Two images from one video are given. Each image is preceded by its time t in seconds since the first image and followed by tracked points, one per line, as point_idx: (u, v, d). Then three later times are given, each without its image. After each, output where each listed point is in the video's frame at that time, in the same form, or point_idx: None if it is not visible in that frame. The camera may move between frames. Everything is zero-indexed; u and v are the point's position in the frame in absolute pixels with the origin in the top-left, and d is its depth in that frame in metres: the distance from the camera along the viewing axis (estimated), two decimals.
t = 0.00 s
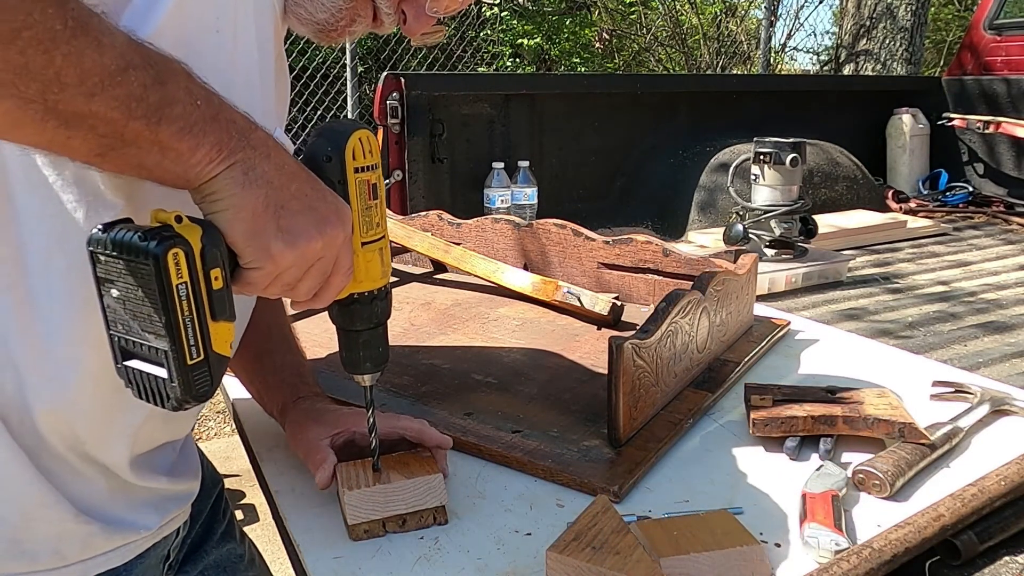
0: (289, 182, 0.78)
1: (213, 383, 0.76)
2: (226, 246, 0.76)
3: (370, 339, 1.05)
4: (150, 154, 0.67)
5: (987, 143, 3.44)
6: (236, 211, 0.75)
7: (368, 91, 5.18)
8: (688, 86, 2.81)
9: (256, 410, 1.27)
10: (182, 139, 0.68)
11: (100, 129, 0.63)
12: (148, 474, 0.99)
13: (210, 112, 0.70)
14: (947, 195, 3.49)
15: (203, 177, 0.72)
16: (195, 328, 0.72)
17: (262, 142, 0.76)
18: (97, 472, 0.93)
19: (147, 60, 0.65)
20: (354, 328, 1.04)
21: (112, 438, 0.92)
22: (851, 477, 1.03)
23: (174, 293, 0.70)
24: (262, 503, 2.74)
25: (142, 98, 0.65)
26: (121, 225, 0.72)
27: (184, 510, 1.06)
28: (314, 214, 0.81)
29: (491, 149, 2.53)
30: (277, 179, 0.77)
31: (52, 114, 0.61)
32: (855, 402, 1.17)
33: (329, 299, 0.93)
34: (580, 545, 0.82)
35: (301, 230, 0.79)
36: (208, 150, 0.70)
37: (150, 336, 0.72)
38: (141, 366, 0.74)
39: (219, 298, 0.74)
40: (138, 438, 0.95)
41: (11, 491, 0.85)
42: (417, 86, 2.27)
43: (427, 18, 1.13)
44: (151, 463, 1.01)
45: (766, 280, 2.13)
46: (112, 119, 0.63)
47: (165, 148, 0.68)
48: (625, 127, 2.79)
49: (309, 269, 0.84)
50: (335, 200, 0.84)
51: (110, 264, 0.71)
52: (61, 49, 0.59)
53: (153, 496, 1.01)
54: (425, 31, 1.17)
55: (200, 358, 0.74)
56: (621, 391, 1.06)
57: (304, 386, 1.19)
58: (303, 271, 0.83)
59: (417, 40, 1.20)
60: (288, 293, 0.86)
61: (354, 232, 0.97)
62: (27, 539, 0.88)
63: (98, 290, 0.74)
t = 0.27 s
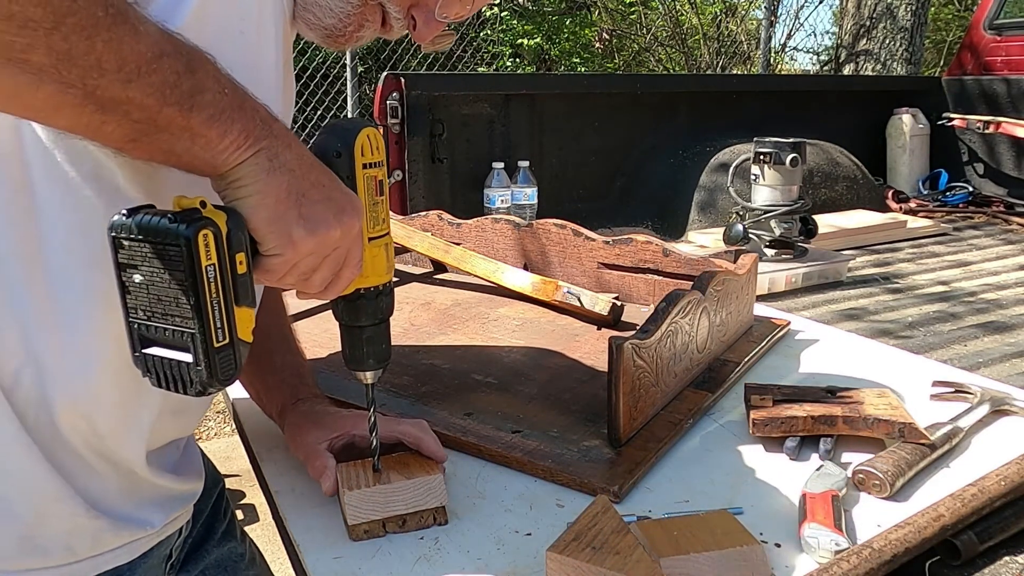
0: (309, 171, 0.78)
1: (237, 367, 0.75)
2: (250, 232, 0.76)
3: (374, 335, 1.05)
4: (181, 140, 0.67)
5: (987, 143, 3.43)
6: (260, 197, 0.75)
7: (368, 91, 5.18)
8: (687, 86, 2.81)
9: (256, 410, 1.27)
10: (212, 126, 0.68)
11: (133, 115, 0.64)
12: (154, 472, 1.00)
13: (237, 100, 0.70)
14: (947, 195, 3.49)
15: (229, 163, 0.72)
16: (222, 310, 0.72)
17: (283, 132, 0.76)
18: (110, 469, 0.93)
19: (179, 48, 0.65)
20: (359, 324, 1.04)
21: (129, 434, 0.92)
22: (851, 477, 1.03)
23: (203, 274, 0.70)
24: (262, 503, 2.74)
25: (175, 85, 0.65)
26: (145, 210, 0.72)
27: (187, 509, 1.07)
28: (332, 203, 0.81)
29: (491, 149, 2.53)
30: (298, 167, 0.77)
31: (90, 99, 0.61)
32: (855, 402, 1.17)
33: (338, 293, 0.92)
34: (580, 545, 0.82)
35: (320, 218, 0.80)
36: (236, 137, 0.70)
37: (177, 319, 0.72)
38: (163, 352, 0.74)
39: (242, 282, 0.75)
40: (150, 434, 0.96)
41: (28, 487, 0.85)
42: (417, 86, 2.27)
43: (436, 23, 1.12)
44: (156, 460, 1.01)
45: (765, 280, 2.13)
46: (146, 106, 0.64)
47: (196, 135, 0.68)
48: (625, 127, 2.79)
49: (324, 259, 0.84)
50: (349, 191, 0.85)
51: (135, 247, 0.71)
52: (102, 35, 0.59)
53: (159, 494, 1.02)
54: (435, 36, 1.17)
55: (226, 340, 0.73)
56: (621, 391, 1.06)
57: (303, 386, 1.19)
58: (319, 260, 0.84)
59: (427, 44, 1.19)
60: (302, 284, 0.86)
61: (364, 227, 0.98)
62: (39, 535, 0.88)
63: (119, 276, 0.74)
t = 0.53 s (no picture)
0: (317, 170, 0.78)
1: (244, 366, 0.75)
2: (257, 231, 0.76)
3: (378, 335, 1.05)
4: (190, 139, 0.68)
5: (987, 143, 3.43)
6: (269, 196, 0.75)
7: (368, 91, 5.18)
8: (687, 86, 2.82)
9: (256, 411, 1.27)
10: (220, 125, 0.68)
11: (142, 114, 0.64)
12: (163, 471, 1.00)
13: (245, 99, 0.70)
14: (946, 195, 3.49)
15: (238, 162, 0.72)
16: (229, 308, 0.72)
17: (291, 132, 0.76)
18: (118, 468, 0.93)
19: (188, 47, 0.66)
20: (362, 323, 1.03)
21: (139, 433, 0.92)
22: (852, 477, 1.03)
23: (211, 273, 0.70)
24: (262, 502, 2.74)
25: (184, 84, 0.65)
26: (153, 207, 0.72)
27: (194, 508, 1.07)
28: (339, 203, 0.81)
29: (490, 149, 2.53)
30: (307, 167, 0.77)
31: (99, 98, 0.61)
32: (855, 402, 1.17)
33: (342, 293, 0.92)
34: (580, 546, 0.82)
35: (327, 218, 0.80)
36: (245, 136, 0.71)
37: (183, 317, 0.72)
38: (169, 350, 0.74)
39: (250, 281, 0.75)
40: (160, 433, 0.96)
41: (37, 487, 0.85)
42: (416, 86, 2.27)
43: (446, 27, 1.11)
44: (164, 459, 1.01)
45: (765, 280, 2.13)
46: (156, 105, 0.64)
47: (205, 133, 0.68)
48: (626, 127, 2.80)
49: (330, 260, 0.84)
50: (355, 192, 0.84)
51: (143, 244, 0.71)
52: (111, 34, 0.59)
53: (167, 493, 1.02)
54: (443, 40, 1.16)
55: (233, 340, 0.73)
56: (622, 391, 1.06)
57: (304, 387, 1.19)
58: (325, 261, 0.83)
59: (436, 46, 1.19)
60: (306, 284, 0.86)
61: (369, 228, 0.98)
62: (47, 534, 0.88)
63: (126, 273, 0.74)
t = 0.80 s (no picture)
0: (321, 170, 0.78)
1: (247, 366, 0.75)
2: (262, 232, 0.76)
3: (379, 335, 1.05)
4: (194, 139, 0.67)
5: (987, 143, 3.43)
6: (273, 196, 0.75)
7: (368, 91, 5.18)
8: (687, 87, 2.82)
9: (256, 411, 1.27)
10: (226, 124, 0.68)
11: (147, 114, 0.64)
12: (164, 471, 0.99)
13: (251, 98, 0.70)
14: (947, 195, 3.49)
15: (244, 162, 0.72)
16: (233, 308, 0.72)
17: (297, 132, 0.76)
18: (119, 469, 0.93)
19: (193, 47, 0.65)
20: (364, 324, 1.03)
21: (140, 433, 0.92)
22: (851, 477, 1.03)
23: (216, 274, 0.70)
24: (262, 503, 2.74)
25: (189, 84, 0.65)
26: (157, 206, 0.72)
27: (195, 508, 1.07)
28: (343, 203, 0.81)
29: (490, 149, 2.53)
30: (313, 167, 0.77)
31: (104, 98, 0.61)
32: (855, 402, 1.17)
33: (343, 294, 0.92)
34: (580, 546, 0.82)
35: (331, 218, 0.80)
36: (250, 136, 0.71)
37: (187, 317, 0.72)
38: (173, 350, 0.74)
39: (254, 281, 0.75)
40: (162, 432, 0.96)
41: (37, 487, 0.85)
42: (416, 86, 2.27)
43: (448, 27, 1.11)
44: (166, 459, 1.01)
45: (766, 280, 2.13)
46: (161, 105, 0.64)
47: (211, 134, 0.68)
48: (626, 127, 2.80)
49: (333, 260, 0.84)
50: (359, 192, 0.84)
51: (147, 244, 0.71)
52: (116, 35, 0.59)
53: (168, 493, 1.02)
54: (445, 41, 1.16)
55: (237, 340, 0.73)
56: (622, 391, 1.06)
57: (304, 387, 1.19)
58: (328, 261, 0.83)
59: (438, 47, 1.19)
60: (309, 284, 0.86)
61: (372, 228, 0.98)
62: (48, 534, 0.88)
63: (130, 272, 0.74)
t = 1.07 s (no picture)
0: (328, 170, 0.78)
1: (256, 365, 0.75)
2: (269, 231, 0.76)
3: (381, 335, 1.05)
4: (204, 138, 0.67)
5: (987, 143, 3.43)
6: (282, 194, 0.75)
7: (368, 91, 5.18)
8: (686, 87, 2.82)
9: (256, 411, 1.27)
10: (235, 123, 0.68)
11: (158, 114, 0.63)
12: (166, 471, 0.99)
13: (259, 97, 0.71)
14: (947, 195, 3.49)
15: (253, 160, 0.72)
16: (242, 306, 0.72)
17: (303, 131, 0.77)
18: (122, 469, 0.93)
19: (202, 47, 0.66)
20: (366, 323, 1.03)
21: (142, 433, 0.92)
22: (851, 477, 1.03)
23: (226, 271, 0.70)
24: (262, 503, 2.74)
25: (198, 83, 0.65)
26: (165, 204, 0.72)
27: (195, 509, 1.06)
28: (350, 203, 0.81)
29: (490, 149, 2.53)
30: (320, 166, 0.77)
31: (115, 99, 0.61)
32: (855, 402, 1.17)
33: (347, 294, 0.92)
34: (580, 546, 0.82)
35: (338, 218, 0.80)
36: (259, 134, 0.71)
37: (196, 315, 0.72)
38: (180, 348, 0.74)
39: (263, 280, 0.75)
40: (164, 432, 0.96)
41: (40, 488, 0.85)
42: (416, 86, 2.27)
43: (448, 26, 1.11)
44: (167, 459, 1.01)
45: (766, 280, 2.13)
46: (171, 105, 0.64)
47: (219, 133, 0.68)
48: (626, 126, 2.80)
49: (339, 259, 0.84)
50: (364, 192, 0.85)
51: (155, 242, 0.71)
52: (127, 35, 0.60)
53: (169, 493, 1.02)
54: (445, 41, 1.16)
55: (246, 338, 0.74)
56: (622, 391, 1.06)
57: (304, 387, 1.19)
58: (333, 260, 0.83)
59: (438, 47, 1.18)
60: (313, 283, 0.86)
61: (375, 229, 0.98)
62: (50, 535, 0.88)
63: (136, 270, 0.74)
